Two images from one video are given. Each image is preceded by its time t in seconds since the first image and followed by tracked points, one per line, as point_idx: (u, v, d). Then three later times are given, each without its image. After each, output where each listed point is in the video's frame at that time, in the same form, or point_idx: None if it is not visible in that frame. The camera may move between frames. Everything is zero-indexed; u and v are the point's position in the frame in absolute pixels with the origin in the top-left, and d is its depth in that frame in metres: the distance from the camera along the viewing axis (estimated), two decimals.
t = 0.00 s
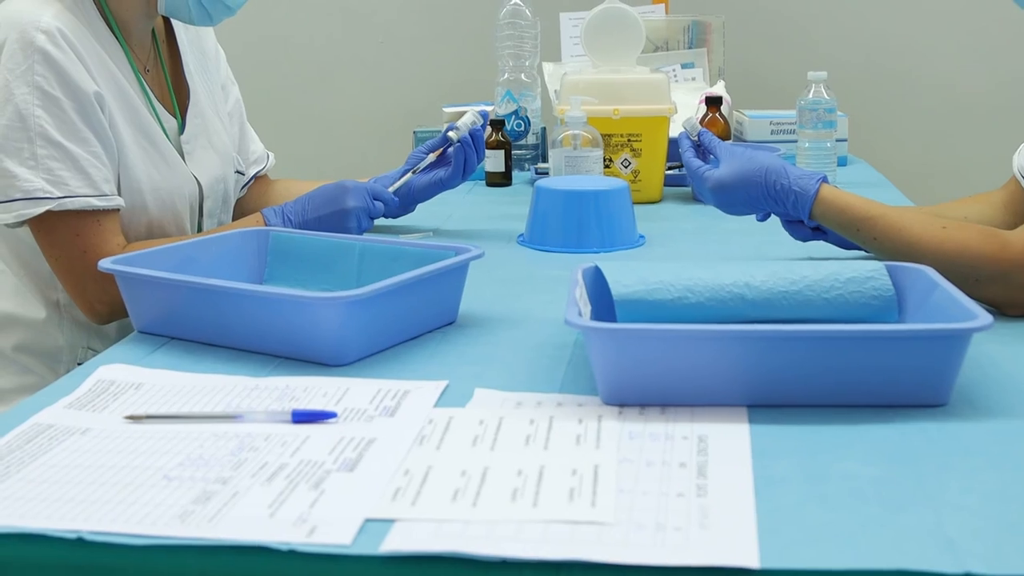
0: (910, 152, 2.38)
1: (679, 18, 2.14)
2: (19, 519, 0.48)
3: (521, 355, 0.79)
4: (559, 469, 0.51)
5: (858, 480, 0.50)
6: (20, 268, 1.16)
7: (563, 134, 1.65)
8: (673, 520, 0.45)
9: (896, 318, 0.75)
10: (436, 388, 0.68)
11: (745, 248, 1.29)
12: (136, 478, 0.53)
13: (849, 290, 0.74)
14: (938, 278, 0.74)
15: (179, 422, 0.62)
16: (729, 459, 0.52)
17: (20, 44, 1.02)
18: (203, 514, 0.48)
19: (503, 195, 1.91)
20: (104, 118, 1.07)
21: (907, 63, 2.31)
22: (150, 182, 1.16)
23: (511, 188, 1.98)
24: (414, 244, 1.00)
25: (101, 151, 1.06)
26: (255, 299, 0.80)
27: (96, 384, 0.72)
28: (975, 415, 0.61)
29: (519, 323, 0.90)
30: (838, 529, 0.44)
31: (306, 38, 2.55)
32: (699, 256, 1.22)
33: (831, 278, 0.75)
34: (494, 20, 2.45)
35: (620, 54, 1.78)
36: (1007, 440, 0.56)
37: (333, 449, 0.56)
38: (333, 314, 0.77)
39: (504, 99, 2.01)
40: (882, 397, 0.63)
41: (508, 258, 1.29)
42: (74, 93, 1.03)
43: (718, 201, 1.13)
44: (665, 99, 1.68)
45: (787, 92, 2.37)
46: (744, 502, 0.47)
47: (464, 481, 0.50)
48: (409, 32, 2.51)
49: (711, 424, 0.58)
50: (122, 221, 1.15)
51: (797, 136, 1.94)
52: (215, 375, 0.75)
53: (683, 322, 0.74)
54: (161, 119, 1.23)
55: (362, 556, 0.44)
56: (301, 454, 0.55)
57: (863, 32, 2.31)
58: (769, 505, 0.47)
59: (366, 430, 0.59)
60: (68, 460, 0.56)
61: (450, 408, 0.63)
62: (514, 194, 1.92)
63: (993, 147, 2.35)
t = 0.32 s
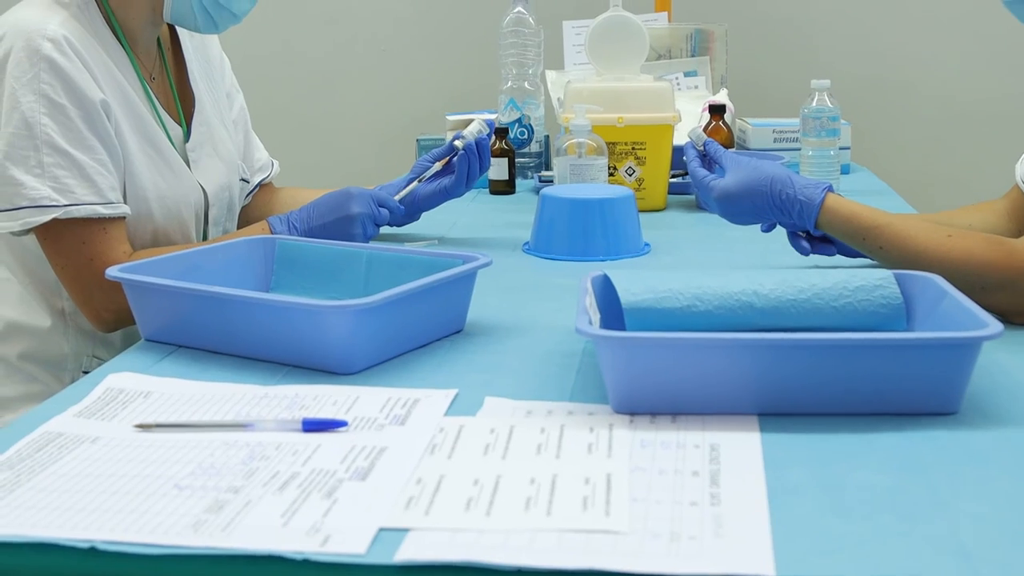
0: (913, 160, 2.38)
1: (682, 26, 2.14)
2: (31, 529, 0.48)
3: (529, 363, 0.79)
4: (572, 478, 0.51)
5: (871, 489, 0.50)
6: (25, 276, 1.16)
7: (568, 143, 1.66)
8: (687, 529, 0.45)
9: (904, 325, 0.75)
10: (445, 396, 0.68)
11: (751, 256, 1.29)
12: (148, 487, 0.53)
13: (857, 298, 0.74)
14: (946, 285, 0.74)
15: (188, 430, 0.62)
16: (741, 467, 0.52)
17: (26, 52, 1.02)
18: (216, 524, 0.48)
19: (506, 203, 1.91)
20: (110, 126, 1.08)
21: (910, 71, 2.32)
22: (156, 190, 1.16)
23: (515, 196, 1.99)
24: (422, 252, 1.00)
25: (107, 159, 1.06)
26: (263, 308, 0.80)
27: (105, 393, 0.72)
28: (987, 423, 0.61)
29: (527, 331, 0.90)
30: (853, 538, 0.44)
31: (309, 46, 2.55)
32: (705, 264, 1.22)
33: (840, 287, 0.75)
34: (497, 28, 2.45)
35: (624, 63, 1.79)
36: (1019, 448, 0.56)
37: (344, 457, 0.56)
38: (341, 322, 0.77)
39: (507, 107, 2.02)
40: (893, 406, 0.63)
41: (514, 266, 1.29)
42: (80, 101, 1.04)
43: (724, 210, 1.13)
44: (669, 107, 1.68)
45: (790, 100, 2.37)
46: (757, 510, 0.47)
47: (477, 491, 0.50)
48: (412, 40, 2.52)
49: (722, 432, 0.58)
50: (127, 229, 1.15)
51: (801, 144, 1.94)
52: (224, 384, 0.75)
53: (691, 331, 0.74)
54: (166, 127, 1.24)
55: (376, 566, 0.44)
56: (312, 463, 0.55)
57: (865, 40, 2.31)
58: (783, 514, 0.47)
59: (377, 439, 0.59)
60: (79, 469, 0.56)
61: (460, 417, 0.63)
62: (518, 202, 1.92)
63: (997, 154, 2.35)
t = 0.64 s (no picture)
0: (899, 167, 2.40)
1: (670, 33, 2.16)
2: (26, 538, 0.48)
3: (523, 369, 0.79)
4: (570, 484, 0.51)
5: (868, 495, 0.50)
6: (13, 282, 1.15)
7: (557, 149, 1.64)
8: (687, 535, 0.45)
9: (897, 332, 0.76)
10: (440, 403, 0.68)
11: (741, 262, 1.30)
12: (143, 496, 0.53)
13: (850, 304, 0.75)
14: (938, 291, 0.75)
15: (182, 438, 0.62)
16: (738, 473, 0.52)
17: (16, 58, 1.01)
18: (214, 531, 0.47)
19: (495, 209, 1.91)
20: (100, 131, 1.07)
21: (896, 77, 2.34)
22: (146, 196, 1.16)
23: (504, 202, 1.99)
24: (415, 258, 1.00)
25: (97, 165, 1.05)
26: (257, 314, 0.79)
27: (97, 400, 0.72)
28: (980, 429, 0.61)
29: (520, 338, 0.90)
30: (851, 544, 0.45)
31: (298, 52, 2.55)
32: (696, 271, 1.22)
33: (833, 293, 0.75)
34: (486, 34, 2.46)
35: (612, 70, 1.79)
36: (1012, 454, 0.56)
37: (340, 464, 0.56)
38: (337, 328, 0.77)
39: (496, 113, 2.02)
40: (886, 412, 0.63)
41: (505, 272, 1.29)
42: (70, 106, 1.03)
43: (715, 217, 1.13)
44: (658, 114, 1.69)
45: (777, 107, 2.39)
46: (756, 516, 0.47)
47: (474, 497, 0.50)
48: (402, 45, 2.52)
49: (719, 438, 0.58)
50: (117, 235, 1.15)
51: (789, 151, 1.95)
52: (217, 391, 0.74)
53: (685, 337, 0.74)
54: (156, 132, 1.23)
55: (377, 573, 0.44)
56: (309, 470, 0.55)
57: (851, 48, 2.33)
58: (781, 520, 0.47)
59: (373, 445, 0.59)
60: (72, 477, 0.56)
61: (456, 424, 0.63)
62: (506, 208, 1.92)
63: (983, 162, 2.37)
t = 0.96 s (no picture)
0: (888, 174, 2.42)
1: (659, 40, 2.17)
2: (27, 547, 0.48)
3: (521, 376, 0.79)
4: (572, 492, 0.51)
5: (870, 501, 0.50)
6: (3, 287, 1.14)
7: (549, 156, 1.65)
8: (691, 542, 0.45)
9: (893, 338, 0.77)
10: (439, 410, 0.68)
11: (734, 268, 1.31)
12: (143, 505, 0.52)
13: (846, 311, 0.76)
14: (934, 297, 0.76)
15: (182, 446, 0.62)
16: (739, 480, 0.53)
17: (10, 65, 1.01)
18: (216, 540, 0.47)
19: (486, 216, 1.92)
20: (95, 139, 1.07)
21: (884, 85, 2.35)
22: (139, 204, 1.15)
23: (495, 209, 1.99)
24: (410, 266, 1.00)
25: (92, 173, 1.05)
26: (255, 321, 0.79)
27: (94, 408, 0.72)
28: (978, 435, 0.62)
29: (516, 344, 0.90)
30: (854, 550, 0.45)
31: (288, 58, 2.55)
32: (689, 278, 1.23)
33: (829, 300, 0.76)
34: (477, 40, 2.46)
35: (602, 76, 1.80)
36: (1011, 460, 0.57)
37: (341, 472, 0.56)
38: (334, 335, 0.76)
39: (486, 120, 2.03)
40: (884, 418, 0.63)
41: (499, 279, 1.29)
42: (65, 114, 1.03)
43: (709, 224, 1.13)
44: (649, 121, 1.70)
45: (766, 114, 2.40)
46: (758, 523, 0.47)
47: (477, 505, 0.50)
48: (392, 51, 2.52)
49: (719, 445, 0.58)
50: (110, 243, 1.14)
51: (779, 157, 1.97)
52: (214, 399, 0.74)
53: (682, 344, 0.75)
54: (149, 140, 1.23)
55: None
56: (309, 478, 0.55)
57: (839, 55, 2.35)
58: (784, 527, 0.47)
59: (373, 453, 0.59)
60: (71, 488, 0.56)
61: (455, 431, 0.63)
62: (497, 214, 1.93)
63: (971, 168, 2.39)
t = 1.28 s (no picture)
0: (879, 182, 2.44)
1: (650, 49, 2.18)
2: (31, 558, 0.47)
3: (522, 384, 0.79)
4: (579, 501, 0.51)
5: (879, 509, 0.50)
6: None
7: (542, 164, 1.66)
8: (701, 551, 0.45)
9: (892, 346, 0.78)
10: (441, 420, 0.68)
11: (728, 277, 1.31)
12: (148, 517, 0.52)
13: (846, 319, 0.77)
14: (932, 305, 0.77)
15: (184, 457, 0.62)
16: (745, 488, 0.53)
17: (9, 78, 1.01)
18: (223, 551, 0.47)
19: (479, 224, 1.92)
20: (95, 151, 1.07)
21: (873, 94, 2.37)
22: (136, 217, 1.15)
23: (487, 217, 1.99)
24: (408, 275, 1.00)
25: (90, 187, 1.06)
26: (255, 330, 0.79)
27: (93, 418, 0.72)
28: (981, 443, 0.62)
29: (515, 353, 0.90)
30: (865, 558, 0.45)
31: (280, 66, 2.55)
32: (685, 286, 1.23)
33: (829, 309, 0.77)
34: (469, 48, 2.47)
35: (595, 85, 1.81)
36: (1016, 468, 0.57)
37: (346, 482, 0.56)
38: (336, 345, 0.76)
39: (478, 128, 2.03)
40: (886, 426, 0.64)
41: (495, 287, 1.29)
42: (65, 127, 1.03)
43: (706, 233, 1.14)
44: (642, 129, 1.71)
45: (756, 124, 2.42)
46: (767, 531, 0.47)
47: (485, 515, 0.50)
48: (385, 59, 2.52)
49: (724, 454, 0.58)
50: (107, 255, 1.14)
51: (771, 166, 1.98)
52: (214, 409, 0.74)
53: (683, 353, 0.75)
54: (146, 152, 1.22)
55: None
56: (314, 488, 0.55)
57: (829, 65, 2.37)
58: (794, 536, 0.47)
59: (377, 463, 0.59)
60: (73, 501, 0.56)
61: (458, 440, 0.63)
62: (489, 223, 1.93)
63: (961, 177, 2.41)
